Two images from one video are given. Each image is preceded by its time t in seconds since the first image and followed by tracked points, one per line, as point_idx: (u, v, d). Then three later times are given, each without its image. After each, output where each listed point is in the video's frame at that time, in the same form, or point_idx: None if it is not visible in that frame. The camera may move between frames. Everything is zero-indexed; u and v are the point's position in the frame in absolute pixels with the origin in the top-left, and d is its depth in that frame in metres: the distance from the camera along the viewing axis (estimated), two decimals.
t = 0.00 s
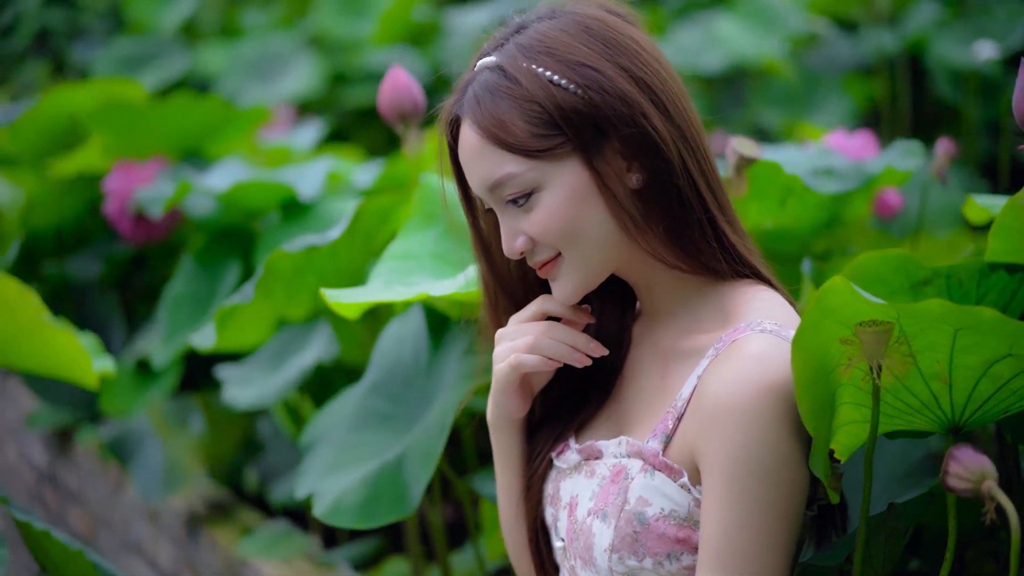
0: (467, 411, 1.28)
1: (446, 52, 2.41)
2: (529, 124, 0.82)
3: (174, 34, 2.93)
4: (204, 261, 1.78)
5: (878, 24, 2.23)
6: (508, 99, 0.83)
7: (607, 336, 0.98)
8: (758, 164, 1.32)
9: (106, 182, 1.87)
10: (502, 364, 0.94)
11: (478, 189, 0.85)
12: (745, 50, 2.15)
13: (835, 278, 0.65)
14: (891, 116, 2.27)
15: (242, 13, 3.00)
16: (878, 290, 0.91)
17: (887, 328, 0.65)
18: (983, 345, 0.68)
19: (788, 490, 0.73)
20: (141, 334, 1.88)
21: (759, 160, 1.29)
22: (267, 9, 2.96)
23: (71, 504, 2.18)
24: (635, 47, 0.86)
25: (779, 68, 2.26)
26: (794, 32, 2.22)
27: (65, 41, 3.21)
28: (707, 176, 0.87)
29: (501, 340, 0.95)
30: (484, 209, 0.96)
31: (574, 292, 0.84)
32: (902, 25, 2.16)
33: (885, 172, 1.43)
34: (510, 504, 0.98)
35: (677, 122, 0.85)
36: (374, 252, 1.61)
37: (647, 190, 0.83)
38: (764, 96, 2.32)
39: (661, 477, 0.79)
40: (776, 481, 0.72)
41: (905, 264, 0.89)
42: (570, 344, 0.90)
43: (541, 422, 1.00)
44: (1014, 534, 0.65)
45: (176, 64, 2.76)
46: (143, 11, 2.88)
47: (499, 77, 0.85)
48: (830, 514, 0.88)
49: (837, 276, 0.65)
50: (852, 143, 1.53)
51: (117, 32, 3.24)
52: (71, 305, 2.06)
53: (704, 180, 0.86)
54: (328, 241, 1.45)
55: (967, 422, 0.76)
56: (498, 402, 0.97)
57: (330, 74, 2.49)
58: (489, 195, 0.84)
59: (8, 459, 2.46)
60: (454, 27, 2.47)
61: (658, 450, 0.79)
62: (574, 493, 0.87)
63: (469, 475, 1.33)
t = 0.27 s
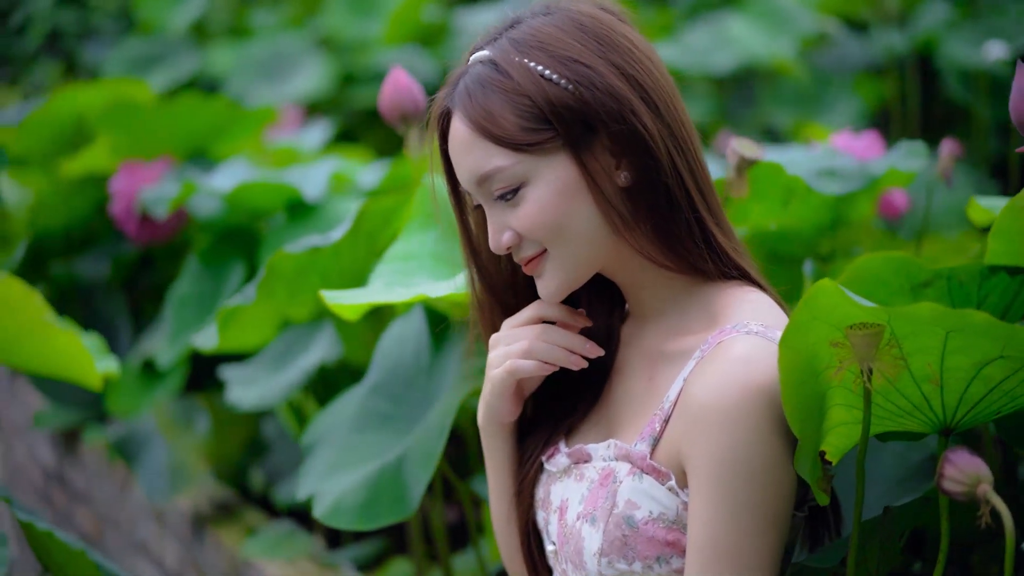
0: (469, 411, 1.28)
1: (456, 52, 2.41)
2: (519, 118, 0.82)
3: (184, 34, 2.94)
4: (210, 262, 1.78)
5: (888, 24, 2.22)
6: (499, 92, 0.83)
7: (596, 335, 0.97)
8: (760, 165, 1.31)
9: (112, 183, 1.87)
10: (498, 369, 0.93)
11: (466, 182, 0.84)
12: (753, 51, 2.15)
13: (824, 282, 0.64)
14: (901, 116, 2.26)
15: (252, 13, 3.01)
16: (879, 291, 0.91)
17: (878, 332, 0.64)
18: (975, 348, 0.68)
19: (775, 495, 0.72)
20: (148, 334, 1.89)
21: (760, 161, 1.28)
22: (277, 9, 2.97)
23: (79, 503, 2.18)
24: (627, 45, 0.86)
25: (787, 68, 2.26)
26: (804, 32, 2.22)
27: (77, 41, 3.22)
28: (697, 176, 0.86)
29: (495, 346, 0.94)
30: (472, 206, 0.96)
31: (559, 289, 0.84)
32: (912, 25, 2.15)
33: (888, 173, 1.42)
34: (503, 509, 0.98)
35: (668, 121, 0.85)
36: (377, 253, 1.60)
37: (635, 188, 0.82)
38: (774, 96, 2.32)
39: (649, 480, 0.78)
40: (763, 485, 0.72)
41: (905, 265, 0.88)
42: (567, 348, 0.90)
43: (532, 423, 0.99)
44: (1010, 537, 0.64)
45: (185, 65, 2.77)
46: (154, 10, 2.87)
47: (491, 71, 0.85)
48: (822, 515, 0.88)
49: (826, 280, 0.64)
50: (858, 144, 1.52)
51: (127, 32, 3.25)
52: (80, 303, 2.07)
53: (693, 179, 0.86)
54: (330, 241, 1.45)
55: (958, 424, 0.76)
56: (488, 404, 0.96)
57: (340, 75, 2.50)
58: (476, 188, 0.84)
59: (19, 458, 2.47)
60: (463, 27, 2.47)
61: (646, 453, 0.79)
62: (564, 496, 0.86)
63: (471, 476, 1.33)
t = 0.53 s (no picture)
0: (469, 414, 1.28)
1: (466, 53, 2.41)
2: (513, 108, 0.82)
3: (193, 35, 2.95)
4: (215, 263, 1.78)
5: (898, 25, 2.22)
6: (495, 81, 0.84)
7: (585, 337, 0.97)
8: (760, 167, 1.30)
9: (119, 184, 1.88)
10: (499, 377, 0.93)
11: (456, 169, 0.85)
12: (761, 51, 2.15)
13: (812, 284, 0.64)
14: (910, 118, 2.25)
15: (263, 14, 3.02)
16: (879, 291, 0.90)
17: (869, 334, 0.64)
18: (965, 350, 0.67)
19: (762, 500, 0.72)
20: (155, 334, 1.90)
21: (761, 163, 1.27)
22: (287, 10, 2.98)
23: (86, 502, 2.19)
24: (626, 42, 0.86)
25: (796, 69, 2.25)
26: (814, 32, 2.22)
27: (88, 43, 3.24)
28: (689, 176, 0.86)
29: (493, 355, 0.94)
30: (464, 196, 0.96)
31: (541, 282, 0.83)
32: (922, 26, 2.14)
33: (892, 175, 1.41)
34: (496, 516, 0.98)
35: (663, 119, 0.85)
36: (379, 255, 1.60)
37: (626, 185, 0.82)
38: (783, 97, 2.32)
39: (637, 484, 0.78)
40: (754, 489, 0.72)
41: (906, 267, 0.88)
42: (569, 353, 0.90)
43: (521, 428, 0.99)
44: (1005, 540, 0.64)
45: (195, 66, 2.78)
46: (162, 11, 2.89)
47: (488, 60, 0.86)
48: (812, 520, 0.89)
49: (814, 282, 0.64)
50: (863, 146, 1.51)
51: (138, 32, 3.26)
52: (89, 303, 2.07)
53: (685, 179, 0.86)
54: (332, 242, 1.44)
55: (949, 425, 0.75)
56: (481, 407, 0.95)
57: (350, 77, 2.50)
58: (466, 176, 0.84)
59: (28, 457, 2.48)
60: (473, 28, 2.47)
61: (633, 456, 0.79)
62: (554, 501, 0.86)
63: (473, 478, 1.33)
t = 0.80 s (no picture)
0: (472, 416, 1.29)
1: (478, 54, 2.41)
2: (516, 93, 0.82)
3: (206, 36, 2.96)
4: (224, 264, 1.79)
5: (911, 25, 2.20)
6: (501, 64, 0.84)
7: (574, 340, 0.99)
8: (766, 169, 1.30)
9: (129, 185, 1.88)
10: (501, 388, 0.92)
11: (454, 150, 0.86)
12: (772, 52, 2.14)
13: (804, 285, 0.64)
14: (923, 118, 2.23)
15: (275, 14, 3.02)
16: (882, 295, 0.91)
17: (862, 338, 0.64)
18: (959, 353, 0.67)
19: (754, 507, 0.72)
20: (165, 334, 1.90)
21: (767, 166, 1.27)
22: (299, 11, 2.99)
23: (96, 502, 2.19)
24: (634, 37, 0.85)
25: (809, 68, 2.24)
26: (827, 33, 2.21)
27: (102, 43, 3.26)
28: (688, 176, 0.86)
29: (494, 362, 0.94)
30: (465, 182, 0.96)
31: (528, 270, 0.84)
32: (936, 26, 2.13)
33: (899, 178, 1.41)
34: (490, 521, 0.98)
35: (666, 115, 0.85)
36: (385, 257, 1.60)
37: (622, 179, 0.82)
38: (796, 97, 2.31)
39: (627, 488, 0.78)
40: (748, 497, 0.71)
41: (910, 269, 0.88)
42: (570, 359, 0.91)
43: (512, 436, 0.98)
44: (1003, 545, 0.64)
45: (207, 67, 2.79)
46: (174, 11, 2.85)
47: (496, 43, 0.86)
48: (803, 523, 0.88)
49: (807, 284, 0.64)
50: (874, 147, 1.49)
51: (151, 32, 3.26)
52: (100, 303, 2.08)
53: (684, 178, 0.85)
54: (337, 244, 1.45)
55: (944, 429, 0.75)
56: (477, 413, 0.95)
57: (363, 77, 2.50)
58: (464, 157, 0.85)
59: (39, 457, 2.48)
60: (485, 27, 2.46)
61: (624, 461, 0.78)
62: (547, 506, 0.86)
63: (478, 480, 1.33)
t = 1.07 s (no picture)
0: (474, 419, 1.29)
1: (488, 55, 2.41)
2: (528, 80, 0.83)
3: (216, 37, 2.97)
4: (231, 264, 1.79)
5: (921, 26, 2.18)
6: (516, 51, 0.84)
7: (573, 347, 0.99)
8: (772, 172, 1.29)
9: (138, 187, 1.89)
10: (499, 394, 0.92)
11: (460, 130, 0.87)
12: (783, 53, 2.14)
13: (804, 288, 0.64)
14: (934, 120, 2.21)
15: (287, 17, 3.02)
16: (885, 299, 0.90)
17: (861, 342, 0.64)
18: (959, 356, 0.67)
19: (749, 513, 0.72)
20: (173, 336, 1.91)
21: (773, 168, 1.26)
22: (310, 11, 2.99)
23: (106, 504, 2.20)
24: (651, 37, 0.86)
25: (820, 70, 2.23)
26: (838, 34, 2.19)
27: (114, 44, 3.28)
28: (693, 180, 0.86)
29: (489, 367, 0.94)
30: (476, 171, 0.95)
31: (522, 258, 0.84)
32: (947, 27, 2.11)
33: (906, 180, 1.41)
34: (488, 524, 0.98)
35: (676, 115, 0.85)
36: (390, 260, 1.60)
37: (626, 174, 0.82)
38: (807, 98, 2.30)
39: (623, 493, 0.78)
40: (745, 502, 0.71)
41: (915, 273, 0.87)
42: (566, 363, 0.91)
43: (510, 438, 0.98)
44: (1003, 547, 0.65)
45: (217, 68, 2.80)
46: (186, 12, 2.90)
47: (514, 31, 0.86)
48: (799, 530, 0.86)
49: (807, 287, 0.64)
50: (881, 149, 1.48)
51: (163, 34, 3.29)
52: (108, 303, 2.08)
53: (690, 179, 0.85)
54: (342, 246, 1.44)
55: (944, 433, 0.75)
56: (474, 419, 0.95)
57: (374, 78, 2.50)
58: (471, 141, 0.86)
59: (49, 459, 2.49)
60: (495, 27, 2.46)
61: (620, 465, 0.78)
62: (544, 511, 0.86)
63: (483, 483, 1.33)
